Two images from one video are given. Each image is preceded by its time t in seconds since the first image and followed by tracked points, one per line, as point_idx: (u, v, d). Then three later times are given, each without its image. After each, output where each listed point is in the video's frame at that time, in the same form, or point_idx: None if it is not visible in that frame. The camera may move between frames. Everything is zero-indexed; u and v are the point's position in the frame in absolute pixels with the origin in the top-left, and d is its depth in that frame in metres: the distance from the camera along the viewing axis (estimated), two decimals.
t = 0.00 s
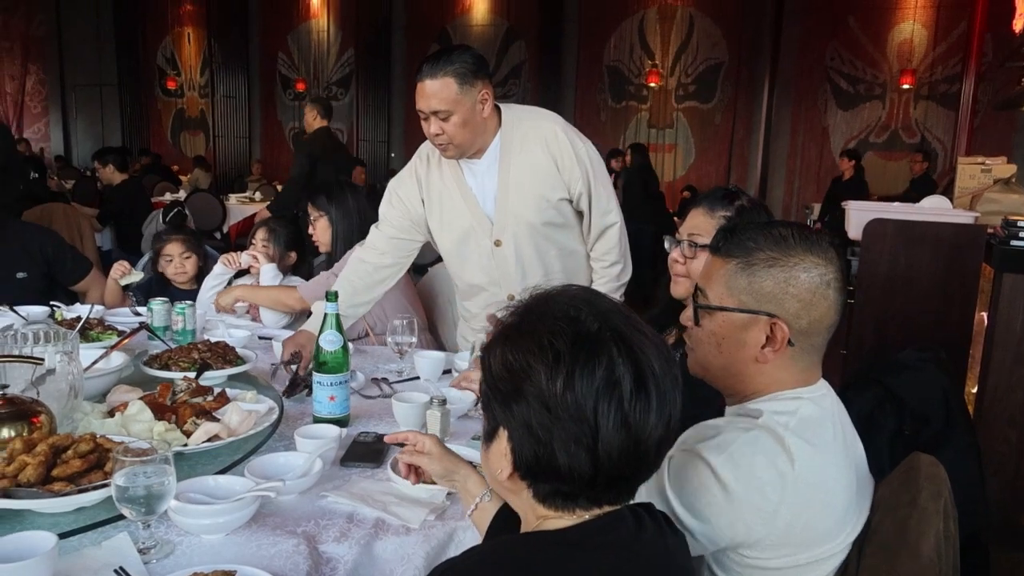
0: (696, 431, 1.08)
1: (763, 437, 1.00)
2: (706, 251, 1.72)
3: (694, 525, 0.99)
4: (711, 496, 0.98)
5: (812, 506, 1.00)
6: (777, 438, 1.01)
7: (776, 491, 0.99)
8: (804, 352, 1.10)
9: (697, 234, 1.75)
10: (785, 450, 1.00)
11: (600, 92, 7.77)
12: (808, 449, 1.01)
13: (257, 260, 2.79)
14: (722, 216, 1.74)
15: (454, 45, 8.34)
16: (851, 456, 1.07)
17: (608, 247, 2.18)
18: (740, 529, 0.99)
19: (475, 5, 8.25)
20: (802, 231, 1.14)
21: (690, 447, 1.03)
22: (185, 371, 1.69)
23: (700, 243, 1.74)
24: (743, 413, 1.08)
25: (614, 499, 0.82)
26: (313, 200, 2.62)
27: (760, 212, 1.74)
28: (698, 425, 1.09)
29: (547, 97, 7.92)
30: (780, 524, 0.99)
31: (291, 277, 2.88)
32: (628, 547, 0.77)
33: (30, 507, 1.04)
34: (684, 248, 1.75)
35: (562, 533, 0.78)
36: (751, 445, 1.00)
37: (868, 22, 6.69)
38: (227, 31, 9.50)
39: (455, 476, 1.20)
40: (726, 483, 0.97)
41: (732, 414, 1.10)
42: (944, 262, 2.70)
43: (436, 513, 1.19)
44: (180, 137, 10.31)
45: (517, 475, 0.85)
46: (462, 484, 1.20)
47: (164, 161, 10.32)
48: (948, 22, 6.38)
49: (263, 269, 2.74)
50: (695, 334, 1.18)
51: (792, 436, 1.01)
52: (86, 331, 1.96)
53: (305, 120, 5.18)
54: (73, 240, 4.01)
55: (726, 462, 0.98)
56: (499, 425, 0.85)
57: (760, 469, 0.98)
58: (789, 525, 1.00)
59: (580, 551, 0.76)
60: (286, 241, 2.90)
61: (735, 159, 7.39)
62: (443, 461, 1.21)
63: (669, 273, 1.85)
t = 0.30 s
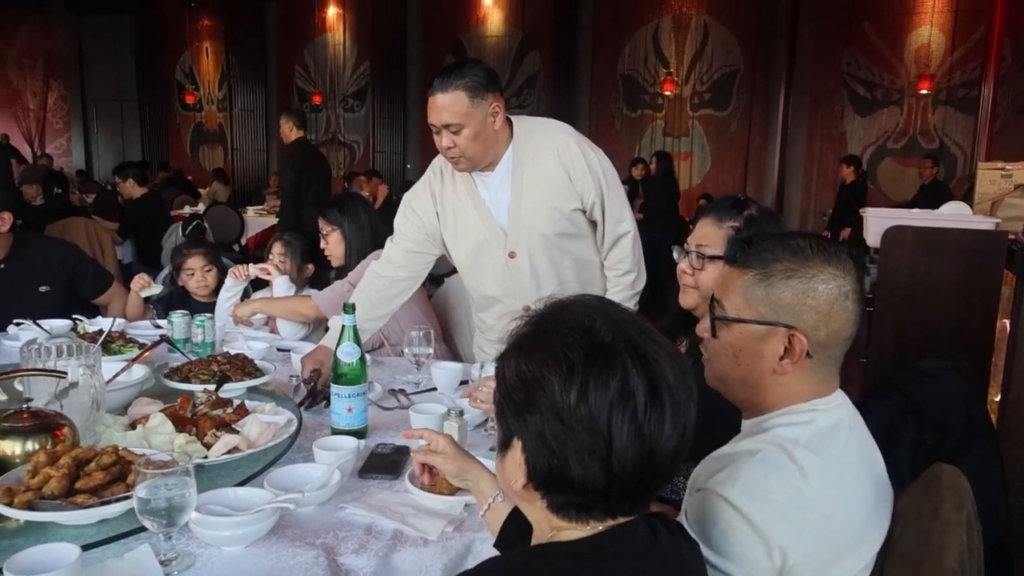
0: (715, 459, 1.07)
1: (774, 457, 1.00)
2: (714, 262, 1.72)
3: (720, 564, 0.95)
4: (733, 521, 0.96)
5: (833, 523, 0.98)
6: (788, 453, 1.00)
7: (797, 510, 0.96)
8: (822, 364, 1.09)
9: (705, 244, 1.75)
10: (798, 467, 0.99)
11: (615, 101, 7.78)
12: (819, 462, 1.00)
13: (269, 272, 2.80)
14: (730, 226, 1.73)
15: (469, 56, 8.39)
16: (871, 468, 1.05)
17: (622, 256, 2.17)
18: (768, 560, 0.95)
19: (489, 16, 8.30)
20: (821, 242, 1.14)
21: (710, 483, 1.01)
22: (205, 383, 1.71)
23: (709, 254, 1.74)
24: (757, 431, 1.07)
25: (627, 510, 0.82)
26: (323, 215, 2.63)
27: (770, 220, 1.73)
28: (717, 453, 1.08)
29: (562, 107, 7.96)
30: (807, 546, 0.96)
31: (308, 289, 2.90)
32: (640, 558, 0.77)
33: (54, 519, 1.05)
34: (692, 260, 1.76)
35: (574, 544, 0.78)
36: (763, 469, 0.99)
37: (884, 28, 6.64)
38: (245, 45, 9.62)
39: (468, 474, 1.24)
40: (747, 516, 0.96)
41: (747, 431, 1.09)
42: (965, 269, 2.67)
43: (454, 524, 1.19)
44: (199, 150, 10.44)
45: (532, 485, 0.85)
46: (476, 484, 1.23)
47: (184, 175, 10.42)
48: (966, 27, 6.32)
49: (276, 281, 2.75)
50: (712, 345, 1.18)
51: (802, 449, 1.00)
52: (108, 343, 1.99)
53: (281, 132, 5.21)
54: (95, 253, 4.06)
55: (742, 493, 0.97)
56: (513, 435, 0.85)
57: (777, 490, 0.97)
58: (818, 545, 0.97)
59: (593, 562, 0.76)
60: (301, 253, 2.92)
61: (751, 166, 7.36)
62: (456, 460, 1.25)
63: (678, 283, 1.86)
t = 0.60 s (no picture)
0: (734, 478, 1.05)
1: (795, 473, 0.97)
2: (721, 271, 1.72)
3: None
4: (757, 533, 0.94)
5: (859, 535, 0.95)
6: (808, 467, 0.97)
7: (824, 526, 0.93)
8: (839, 370, 1.08)
9: (711, 252, 1.74)
10: (819, 480, 0.96)
11: (629, 108, 7.77)
12: (840, 475, 0.97)
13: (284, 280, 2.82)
14: (736, 233, 1.72)
15: (483, 65, 8.43)
16: (894, 478, 1.03)
17: (637, 261, 2.16)
18: None
19: (504, 24, 8.34)
20: (831, 248, 1.13)
21: (736, 504, 0.98)
22: (224, 391, 1.72)
23: (715, 263, 1.73)
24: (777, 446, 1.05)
25: (643, 515, 0.82)
26: (340, 223, 2.64)
27: (778, 226, 1.71)
28: (737, 471, 1.05)
29: (576, 114, 7.98)
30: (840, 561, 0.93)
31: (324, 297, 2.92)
32: (658, 563, 0.77)
33: (76, 524, 1.07)
34: (699, 268, 1.76)
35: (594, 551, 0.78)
36: (785, 486, 0.96)
37: (902, 31, 6.59)
38: (263, 56, 9.72)
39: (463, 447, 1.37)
40: (777, 535, 0.93)
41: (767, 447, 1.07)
42: (987, 274, 2.64)
43: (470, 532, 1.19)
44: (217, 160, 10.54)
45: (546, 493, 0.85)
46: (474, 458, 1.35)
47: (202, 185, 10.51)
48: (986, 29, 6.26)
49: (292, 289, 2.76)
50: (725, 356, 1.17)
51: (822, 463, 0.98)
52: (129, 351, 2.01)
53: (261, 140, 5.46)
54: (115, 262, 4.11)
55: (769, 513, 0.94)
56: (526, 442, 0.85)
57: (804, 505, 0.94)
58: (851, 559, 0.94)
59: (608, 569, 0.77)
60: (314, 263, 2.94)
61: (767, 172, 7.31)
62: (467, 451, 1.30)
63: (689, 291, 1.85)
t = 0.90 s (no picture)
0: (757, 492, 1.04)
1: (818, 487, 0.96)
2: (734, 278, 1.71)
3: None
4: (779, 543, 0.93)
5: (885, 546, 0.94)
6: (831, 481, 0.96)
7: (851, 544, 0.92)
8: (865, 374, 1.08)
9: (724, 260, 1.74)
10: (843, 495, 0.95)
11: (644, 115, 7.77)
12: (863, 488, 0.95)
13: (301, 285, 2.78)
14: (749, 240, 1.71)
15: (498, 72, 8.46)
16: (916, 491, 1.01)
17: (650, 268, 2.14)
18: None
19: (519, 32, 8.38)
20: (846, 253, 1.14)
21: (762, 521, 0.97)
22: (241, 397, 1.73)
23: (728, 270, 1.73)
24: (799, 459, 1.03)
25: (664, 519, 0.82)
26: (359, 229, 2.65)
27: (791, 233, 1.71)
28: (760, 485, 1.04)
29: (591, 121, 7.99)
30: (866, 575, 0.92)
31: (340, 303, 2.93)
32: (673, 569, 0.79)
33: (95, 528, 1.07)
34: (714, 276, 1.75)
35: (616, 554, 0.80)
36: (809, 501, 0.95)
37: (919, 38, 6.56)
38: (280, 66, 9.82)
39: (415, 410, 1.41)
40: (806, 549, 0.91)
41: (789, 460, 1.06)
42: (1008, 282, 2.61)
43: (486, 539, 1.19)
44: (233, 168, 10.63)
45: (566, 495, 0.84)
46: (426, 418, 1.40)
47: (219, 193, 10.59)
48: (1005, 34, 6.20)
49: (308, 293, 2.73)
50: (750, 368, 1.14)
51: (845, 476, 0.96)
52: (147, 357, 2.03)
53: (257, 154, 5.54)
54: (134, 269, 4.15)
55: (795, 526, 0.93)
56: (548, 443, 0.84)
57: (829, 520, 0.93)
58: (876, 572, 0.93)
59: (623, 571, 0.78)
60: (327, 270, 2.95)
61: (783, 179, 7.26)
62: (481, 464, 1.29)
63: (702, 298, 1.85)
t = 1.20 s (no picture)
0: (779, 499, 1.03)
1: (841, 495, 0.94)
2: (761, 278, 1.70)
3: None
4: (801, 552, 0.92)
5: (908, 554, 0.92)
6: (853, 490, 0.94)
7: (873, 551, 0.91)
8: (885, 381, 1.05)
9: (751, 261, 1.73)
10: (866, 503, 0.93)
11: (664, 116, 7.73)
12: (888, 496, 0.93)
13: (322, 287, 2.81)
14: (778, 241, 1.70)
15: (518, 73, 8.46)
16: (940, 496, 0.99)
17: (671, 270, 2.14)
18: None
19: (539, 33, 8.37)
20: (875, 256, 1.12)
21: (783, 529, 0.96)
22: (261, 395, 1.74)
23: (756, 270, 1.72)
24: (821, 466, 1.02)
25: (674, 514, 0.81)
26: (384, 229, 2.65)
27: (820, 234, 1.68)
28: (782, 492, 1.03)
29: (610, 123, 7.96)
30: None
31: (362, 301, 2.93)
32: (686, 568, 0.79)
33: (118, 522, 1.09)
34: (740, 276, 1.74)
35: (627, 551, 0.79)
36: (831, 508, 0.94)
37: (943, 39, 6.47)
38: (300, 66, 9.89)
39: (431, 391, 1.44)
40: (829, 558, 0.90)
41: (809, 466, 1.04)
42: None
43: (504, 539, 1.18)
44: (254, 167, 10.70)
45: (573, 487, 0.84)
46: (440, 400, 1.43)
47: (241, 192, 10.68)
48: None
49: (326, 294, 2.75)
50: (767, 366, 1.15)
51: (868, 484, 0.95)
52: (169, 354, 2.05)
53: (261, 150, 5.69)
54: (156, 266, 4.20)
55: (818, 532, 0.92)
56: (556, 435, 0.84)
57: (852, 526, 0.92)
58: None
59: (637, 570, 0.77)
60: (355, 267, 2.93)
61: (804, 181, 7.19)
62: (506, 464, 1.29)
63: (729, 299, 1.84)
